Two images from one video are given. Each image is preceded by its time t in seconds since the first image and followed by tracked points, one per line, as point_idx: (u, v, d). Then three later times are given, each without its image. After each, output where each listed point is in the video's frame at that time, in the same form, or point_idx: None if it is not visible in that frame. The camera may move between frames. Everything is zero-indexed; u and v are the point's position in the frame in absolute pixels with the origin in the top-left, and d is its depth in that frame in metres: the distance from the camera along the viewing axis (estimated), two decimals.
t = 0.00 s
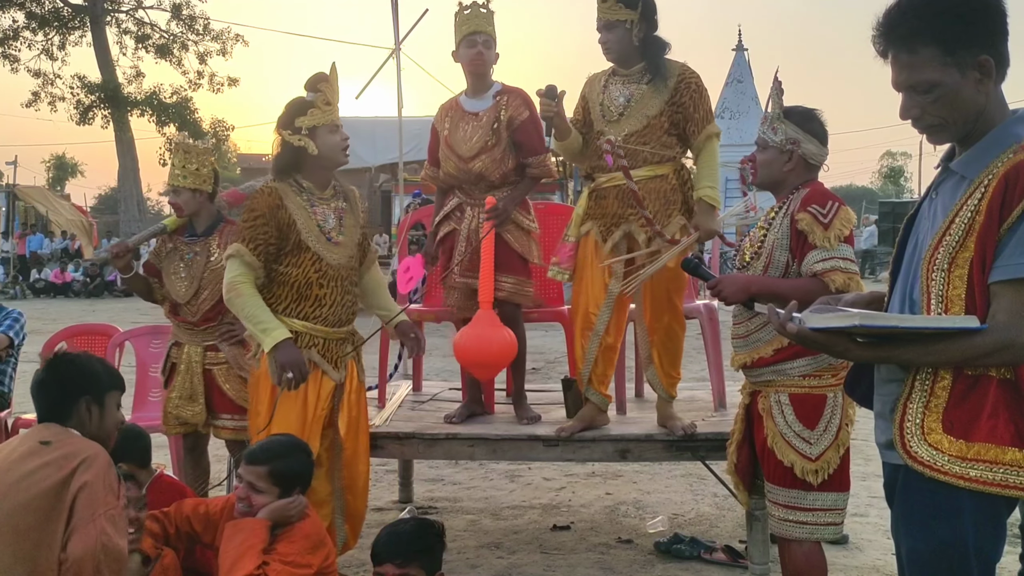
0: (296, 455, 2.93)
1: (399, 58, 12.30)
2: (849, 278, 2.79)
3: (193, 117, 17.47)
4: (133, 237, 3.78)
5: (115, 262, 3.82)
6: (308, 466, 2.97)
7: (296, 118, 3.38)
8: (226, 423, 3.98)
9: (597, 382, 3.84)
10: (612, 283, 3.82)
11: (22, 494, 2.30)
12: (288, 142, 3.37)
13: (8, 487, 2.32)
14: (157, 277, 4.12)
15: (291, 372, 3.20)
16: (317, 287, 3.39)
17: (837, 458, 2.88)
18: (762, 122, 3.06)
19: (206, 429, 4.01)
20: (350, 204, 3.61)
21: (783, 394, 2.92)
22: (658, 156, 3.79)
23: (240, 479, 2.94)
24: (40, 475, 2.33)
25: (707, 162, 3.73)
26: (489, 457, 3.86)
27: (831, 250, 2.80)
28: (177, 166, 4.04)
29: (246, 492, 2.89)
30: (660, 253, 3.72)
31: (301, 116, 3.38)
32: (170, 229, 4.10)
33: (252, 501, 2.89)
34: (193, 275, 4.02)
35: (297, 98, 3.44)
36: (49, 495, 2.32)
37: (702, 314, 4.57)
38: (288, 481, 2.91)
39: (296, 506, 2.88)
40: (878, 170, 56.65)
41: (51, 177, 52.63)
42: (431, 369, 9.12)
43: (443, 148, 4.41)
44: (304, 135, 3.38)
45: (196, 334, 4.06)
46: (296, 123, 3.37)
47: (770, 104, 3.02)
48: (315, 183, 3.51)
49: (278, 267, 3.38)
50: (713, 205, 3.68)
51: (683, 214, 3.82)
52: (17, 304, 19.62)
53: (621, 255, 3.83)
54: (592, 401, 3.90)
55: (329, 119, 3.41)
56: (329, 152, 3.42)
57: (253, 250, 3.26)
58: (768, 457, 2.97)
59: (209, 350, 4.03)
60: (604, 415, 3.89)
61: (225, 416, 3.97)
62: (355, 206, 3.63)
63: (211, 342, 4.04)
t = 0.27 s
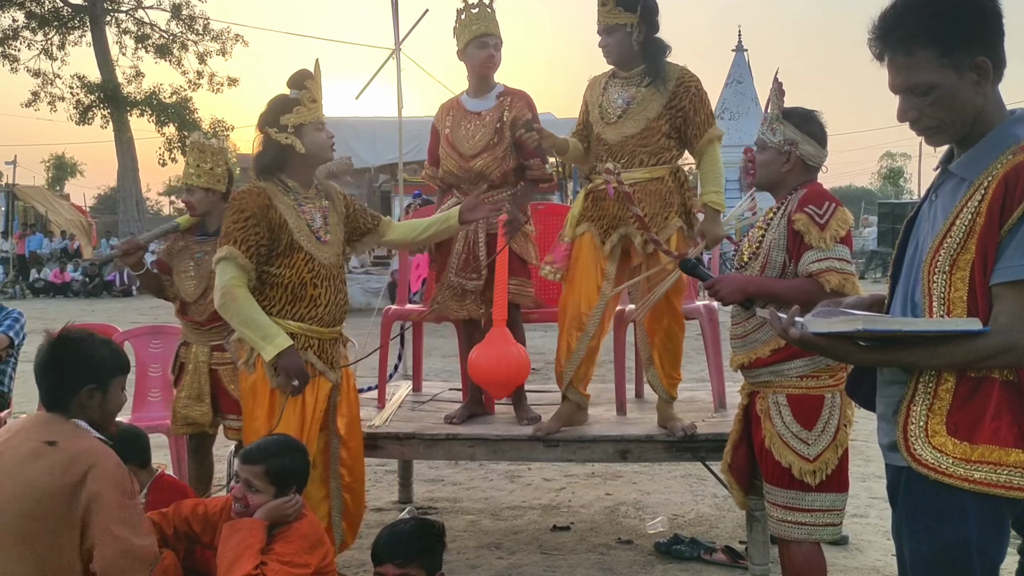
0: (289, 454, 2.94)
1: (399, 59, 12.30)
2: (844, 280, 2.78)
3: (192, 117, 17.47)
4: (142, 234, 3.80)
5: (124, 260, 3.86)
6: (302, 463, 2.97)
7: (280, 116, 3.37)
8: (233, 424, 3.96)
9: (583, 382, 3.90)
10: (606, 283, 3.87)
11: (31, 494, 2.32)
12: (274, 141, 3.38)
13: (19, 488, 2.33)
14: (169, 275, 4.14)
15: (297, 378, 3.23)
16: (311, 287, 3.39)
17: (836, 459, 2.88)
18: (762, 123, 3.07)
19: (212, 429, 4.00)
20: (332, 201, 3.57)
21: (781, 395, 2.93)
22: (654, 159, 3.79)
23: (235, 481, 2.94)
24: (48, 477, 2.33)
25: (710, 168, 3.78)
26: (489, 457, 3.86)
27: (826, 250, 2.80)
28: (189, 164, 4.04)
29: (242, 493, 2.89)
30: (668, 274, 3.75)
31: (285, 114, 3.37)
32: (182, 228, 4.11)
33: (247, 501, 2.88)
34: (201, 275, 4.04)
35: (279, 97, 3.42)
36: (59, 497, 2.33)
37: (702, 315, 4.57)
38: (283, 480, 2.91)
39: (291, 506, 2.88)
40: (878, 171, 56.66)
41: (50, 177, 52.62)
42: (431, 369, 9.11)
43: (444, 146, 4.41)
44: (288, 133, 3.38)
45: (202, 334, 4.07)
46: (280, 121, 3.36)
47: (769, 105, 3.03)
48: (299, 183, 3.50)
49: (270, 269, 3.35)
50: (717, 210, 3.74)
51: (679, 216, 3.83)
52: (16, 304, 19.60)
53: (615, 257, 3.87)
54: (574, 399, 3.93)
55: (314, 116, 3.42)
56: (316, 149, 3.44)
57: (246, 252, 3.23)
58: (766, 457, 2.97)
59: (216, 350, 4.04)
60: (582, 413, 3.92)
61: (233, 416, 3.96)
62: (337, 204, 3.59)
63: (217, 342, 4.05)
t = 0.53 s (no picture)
0: (294, 453, 2.94)
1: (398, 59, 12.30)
2: (841, 280, 2.78)
3: (193, 117, 17.47)
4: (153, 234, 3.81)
5: (135, 257, 3.89)
6: (307, 464, 2.98)
7: (278, 115, 3.37)
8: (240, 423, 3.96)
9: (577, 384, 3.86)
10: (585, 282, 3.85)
11: (51, 492, 2.19)
12: (270, 140, 3.38)
13: (35, 487, 2.19)
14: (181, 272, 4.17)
15: (300, 386, 3.23)
16: (307, 288, 3.38)
17: (835, 460, 2.88)
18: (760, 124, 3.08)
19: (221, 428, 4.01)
20: (329, 199, 3.55)
21: (780, 396, 2.93)
22: (634, 159, 3.80)
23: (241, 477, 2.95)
24: (69, 475, 2.21)
25: (688, 172, 3.74)
26: (489, 458, 3.86)
27: (822, 252, 2.80)
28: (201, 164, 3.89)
29: (247, 490, 2.90)
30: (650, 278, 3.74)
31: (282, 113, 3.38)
32: (195, 228, 4.08)
33: (252, 498, 2.89)
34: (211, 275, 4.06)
35: (275, 95, 3.43)
36: (83, 496, 2.21)
37: (703, 316, 4.58)
38: (287, 479, 2.91)
39: (296, 506, 2.87)
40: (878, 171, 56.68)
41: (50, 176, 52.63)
42: (430, 370, 9.11)
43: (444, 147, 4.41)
44: (284, 132, 3.38)
45: (212, 333, 4.11)
46: (278, 120, 3.36)
47: (766, 107, 3.03)
48: (292, 182, 3.49)
49: (265, 270, 3.35)
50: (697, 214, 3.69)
51: (656, 218, 3.80)
52: (15, 303, 19.58)
53: (592, 255, 3.86)
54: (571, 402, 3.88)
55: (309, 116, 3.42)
56: (312, 149, 3.43)
57: (241, 254, 3.23)
58: (765, 458, 2.97)
59: (223, 349, 4.07)
60: (582, 416, 3.88)
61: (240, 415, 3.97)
62: (335, 201, 3.56)
63: (225, 342, 4.08)
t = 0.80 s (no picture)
0: (300, 454, 2.93)
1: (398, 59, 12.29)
2: (839, 282, 2.78)
3: (193, 115, 17.47)
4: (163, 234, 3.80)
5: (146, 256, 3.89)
6: (312, 464, 2.95)
7: (291, 116, 3.37)
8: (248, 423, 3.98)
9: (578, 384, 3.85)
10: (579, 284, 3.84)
11: (61, 493, 2.16)
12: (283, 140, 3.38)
13: (44, 488, 2.16)
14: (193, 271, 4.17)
15: (301, 391, 3.25)
16: (320, 285, 3.36)
17: (834, 461, 2.88)
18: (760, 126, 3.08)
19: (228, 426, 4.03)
20: (345, 199, 3.53)
21: (780, 398, 2.92)
22: (628, 159, 3.77)
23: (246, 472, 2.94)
24: (78, 477, 2.19)
25: (673, 165, 3.66)
26: (489, 458, 3.86)
27: (820, 254, 2.80)
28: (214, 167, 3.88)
29: (252, 486, 2.89)
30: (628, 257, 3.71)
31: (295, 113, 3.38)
32: (206, 227, 4.09)
33: (255, 495, 2.89)
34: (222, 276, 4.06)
35: (290, 95, 3.43)
36: (92, 497, 2.20)
37: (704, 317, 4.58)
38: (292, 479, 2.90)
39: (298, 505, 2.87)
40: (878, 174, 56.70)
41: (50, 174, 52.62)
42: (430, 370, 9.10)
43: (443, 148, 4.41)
44: (298, 132, 3.37)
45: (222, 334, 4.09)
46: (290, 120, 3.36)
47: (766, 108, 3.04)
48: (308, 182, 3.47)
49: (279, 268, 3.36)
50: (678, 210, 3.65)
51: (652, 218, 3.77)
52: (14, 301, 19.56)
53: (587, 255, 3.86)
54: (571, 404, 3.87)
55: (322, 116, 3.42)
56: (325, 148, 3.42)
57: (254, 252, 3.26)
58: (765, 460, 2.97)
59: (232, 349, 4.05)
60: (582, 419, 3.87)
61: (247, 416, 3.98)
62: (350, 200, 3.55)
63: (234, 342, 4.06)
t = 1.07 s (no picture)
0: (301, 454, 2.93)
1: (399, 59, 12.29)
2: (839, 284, 2.78)
3: (193, 114, 17.47)
4: (167, 230, 3.79)
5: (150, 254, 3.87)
6: (312, 466, 2.97)
7: (302, 115, 3.38)
8: (249, 422, 3.98)
9: (578, 384, 3.85)
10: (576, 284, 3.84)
11: (48, 489, 2.15)
12: (290, 141, 3.40)
13: (31, 484, 2.15)
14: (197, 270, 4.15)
15: (307, 389, 3.27)
16: (330, 283, 3.38)
17: (832, 463, 2.88)
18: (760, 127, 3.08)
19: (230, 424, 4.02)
20: (357, 198, 3.56)
21: (778, 399, 2.92)
22: (626, 159, 3.77)
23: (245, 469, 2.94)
24: (66, 474, 2.19)
25: (671, 163, 3.68)
26: (487, 458, 3.86)
27: (820, 255, 2.80)
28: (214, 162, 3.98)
29: (249, 484, 2.90)
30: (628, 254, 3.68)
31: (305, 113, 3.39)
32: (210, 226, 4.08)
33: (252, 494, 2.90)
34: (228, 275, 4.05)
35: (305, 93, 3.44)
36: (77, 494, 2.20)
37: (703, 318, 4.58)
38: (290, 479, 2.90)
39: (294, 505, 2.87)
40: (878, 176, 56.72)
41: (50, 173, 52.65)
42: (429, 369, 9.10)
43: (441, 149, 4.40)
44: (306, 133, 3.39)
45: (224, 332, 4.04)
46: (300, 121, 3.38)
47: (766, 109, 3.04)
48: (320, 181, 3.49)
49: (291, 266, 3.38)
50: (677, 210, 3.64)
51: (649, 219, 3.78)
52: (14, 299, 19.55)
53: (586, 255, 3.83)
54: (570, 403, 3.87)
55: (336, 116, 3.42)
56: (330, 150, 3.42)
57: (263, 249, 3.25)
58: (763, 461, 2.97)
59: (234, 348, 4.00)
60: (581, 419, 3.86)
61: (248, 414, 3.96)
62: (362, 199, 3.56)
63: (236, 340, 4.00)
